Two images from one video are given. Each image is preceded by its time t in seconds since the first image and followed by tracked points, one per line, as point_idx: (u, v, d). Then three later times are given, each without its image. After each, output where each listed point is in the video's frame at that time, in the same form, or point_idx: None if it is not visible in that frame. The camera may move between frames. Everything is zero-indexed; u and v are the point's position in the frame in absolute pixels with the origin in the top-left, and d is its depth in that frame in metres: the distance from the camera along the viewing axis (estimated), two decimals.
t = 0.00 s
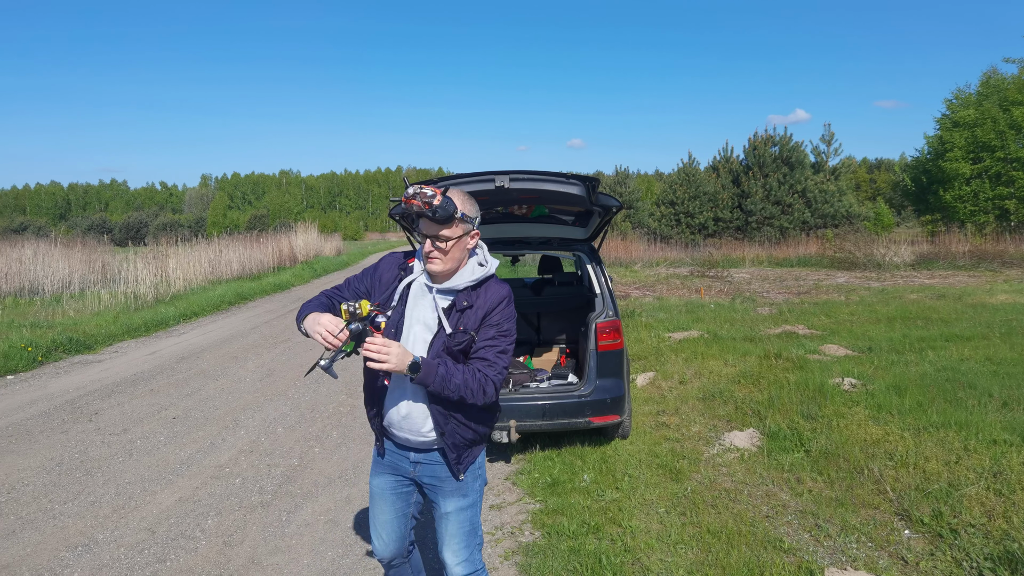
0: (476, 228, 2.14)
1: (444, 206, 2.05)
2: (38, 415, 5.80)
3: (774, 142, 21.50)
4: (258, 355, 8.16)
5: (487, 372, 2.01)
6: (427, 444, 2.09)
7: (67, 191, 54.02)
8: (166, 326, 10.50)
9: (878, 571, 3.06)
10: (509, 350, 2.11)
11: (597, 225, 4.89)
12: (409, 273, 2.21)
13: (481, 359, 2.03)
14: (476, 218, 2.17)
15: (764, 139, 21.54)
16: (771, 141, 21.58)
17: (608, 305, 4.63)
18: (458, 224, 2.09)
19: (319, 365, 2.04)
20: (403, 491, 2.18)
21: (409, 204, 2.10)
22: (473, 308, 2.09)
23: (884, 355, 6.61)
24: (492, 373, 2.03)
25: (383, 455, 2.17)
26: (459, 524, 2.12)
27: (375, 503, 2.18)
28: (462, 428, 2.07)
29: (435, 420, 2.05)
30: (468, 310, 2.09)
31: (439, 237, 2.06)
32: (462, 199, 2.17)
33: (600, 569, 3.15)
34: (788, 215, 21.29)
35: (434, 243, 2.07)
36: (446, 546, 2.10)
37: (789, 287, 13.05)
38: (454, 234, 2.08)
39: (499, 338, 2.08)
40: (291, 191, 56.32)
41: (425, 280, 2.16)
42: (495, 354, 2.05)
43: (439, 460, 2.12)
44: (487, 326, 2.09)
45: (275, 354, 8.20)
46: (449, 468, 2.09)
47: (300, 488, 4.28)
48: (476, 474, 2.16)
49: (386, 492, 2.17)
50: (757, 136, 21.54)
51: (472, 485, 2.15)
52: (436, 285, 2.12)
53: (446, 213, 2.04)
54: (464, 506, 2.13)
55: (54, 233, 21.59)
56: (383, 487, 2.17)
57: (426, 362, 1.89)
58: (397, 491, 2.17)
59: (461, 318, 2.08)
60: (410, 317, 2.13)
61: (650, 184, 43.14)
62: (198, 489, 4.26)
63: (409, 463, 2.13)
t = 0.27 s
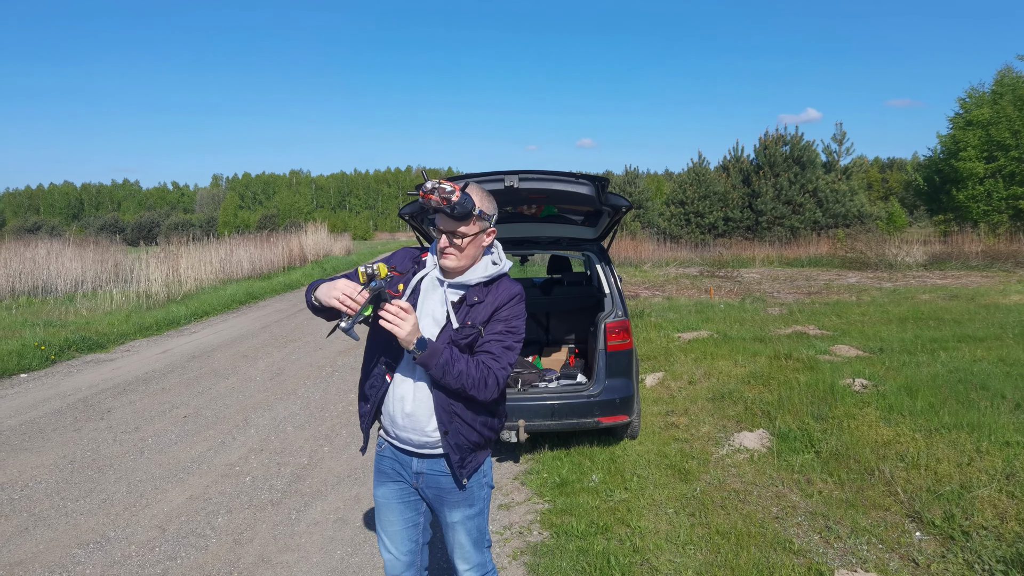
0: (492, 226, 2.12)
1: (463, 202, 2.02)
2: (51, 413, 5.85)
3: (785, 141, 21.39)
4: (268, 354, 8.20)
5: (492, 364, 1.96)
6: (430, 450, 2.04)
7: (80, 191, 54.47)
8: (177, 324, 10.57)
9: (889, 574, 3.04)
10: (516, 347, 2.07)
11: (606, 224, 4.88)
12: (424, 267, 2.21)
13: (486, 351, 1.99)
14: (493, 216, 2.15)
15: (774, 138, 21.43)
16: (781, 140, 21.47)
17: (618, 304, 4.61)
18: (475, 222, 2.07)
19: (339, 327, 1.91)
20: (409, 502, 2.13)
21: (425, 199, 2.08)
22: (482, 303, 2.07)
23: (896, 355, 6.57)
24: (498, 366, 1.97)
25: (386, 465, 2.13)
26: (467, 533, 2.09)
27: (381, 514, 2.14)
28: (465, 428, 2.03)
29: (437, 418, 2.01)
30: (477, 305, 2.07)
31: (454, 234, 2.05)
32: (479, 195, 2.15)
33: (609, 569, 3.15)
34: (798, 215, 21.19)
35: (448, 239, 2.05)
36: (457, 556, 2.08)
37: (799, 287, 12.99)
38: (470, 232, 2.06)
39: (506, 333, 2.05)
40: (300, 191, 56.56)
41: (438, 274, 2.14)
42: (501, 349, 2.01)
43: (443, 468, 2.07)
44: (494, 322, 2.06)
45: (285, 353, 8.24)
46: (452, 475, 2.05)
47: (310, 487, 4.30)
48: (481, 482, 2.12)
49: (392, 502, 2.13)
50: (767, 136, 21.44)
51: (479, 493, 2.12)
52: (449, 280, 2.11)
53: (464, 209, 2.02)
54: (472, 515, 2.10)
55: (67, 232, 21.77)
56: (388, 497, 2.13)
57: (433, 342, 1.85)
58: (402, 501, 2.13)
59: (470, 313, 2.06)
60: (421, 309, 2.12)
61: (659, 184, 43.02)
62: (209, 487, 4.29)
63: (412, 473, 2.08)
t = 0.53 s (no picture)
0: (479, 229, 2.12)
1: (448, 203, 2.03)
2: (53, 413, 5.86)
3: (787, 141, 21.37)
4: (270, 354, 8.21)
5: (474, 365, 1.93)
6: (409, 458, 2.01)
7: (83, 191, 54.51)
8: (179, 324, 10.58)
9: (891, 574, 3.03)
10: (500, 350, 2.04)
11: (608, 224, 4.87)
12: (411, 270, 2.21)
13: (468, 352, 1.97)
14: (480, 218, 2.15)
15: (777, 138, 21.41)
16: (783, 140, 21.44)
17: (619, 304, 4.61)
18: (461, 223, 2.07)
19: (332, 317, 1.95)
20: (389, 516, 2.11)
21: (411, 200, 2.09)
22: (465, 305, 2.06)
23: (898, 356, 6.56)
24: (479, 367, 1.94)
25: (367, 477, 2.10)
26: (445, 549, 2.05)
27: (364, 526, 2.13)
28: (444, 433, 2.00)
29: (416, 422, 1.98)
30: (461, 307, 2.06)
31: (439, 234, 2.04)
32: (466, 198, 2.15)
33: (611, 570, 3.15)
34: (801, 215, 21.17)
35: (434, 240, 2.05)
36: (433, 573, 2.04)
37: (802, 287, 12.98)
38: (456, 233, 2.05)
39: (490, 336, 2.02)
40: (303, 191, 56.58)
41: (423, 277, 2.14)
42: (483, 350, 1.99)
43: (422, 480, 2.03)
44: (478, 323, 2.04)
45: (287, 353, 8.24)
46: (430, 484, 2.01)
47: (312, 487, 4.30)
48: (460, 496, 2.08)
49: (373, 515, 2.11)
50: (770, 136, 21.41)
51: (459, 507, 2.08)
52: (433, 282, 2.11)
53: (449, 210, 2.02)
54: (451, 531, 2.06)
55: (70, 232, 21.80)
56: (370, 511, 2.11)
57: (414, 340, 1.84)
58: (384, 515, 2.11)
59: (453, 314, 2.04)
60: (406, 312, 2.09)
61: (661, 184, 42.99)
62: (211, 487, 4.29)
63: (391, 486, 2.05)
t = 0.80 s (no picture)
0: (480, 227, 2.11)
1: (444, 199, 2.02)
2: (57, 413, 5.87)
3: (790, 141, 21.32)
4: (274, 354, 8.22)
5: (469, 365, 1.90)
6: (401, 460, 2.00)
7: (86, 192, 54.58)
8: (182, 324, 10.60)
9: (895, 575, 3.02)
10: (498, 351, 2.00)
11: (611, 224, 4.86)
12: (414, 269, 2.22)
13: (465, 351, 1.94)
14: (481, 216, 2.14)
15: (780, 138, 21.35)
16: (787, 140, 21.39)
17: (622, 304, 4.61)
18: (459, 220, 2.06)
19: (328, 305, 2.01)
20: (387, 518, 2.11)
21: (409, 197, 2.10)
22: (464, 304, 2.04)
23: (902, 356, 6.55)
24: (475, 367, 1.91)
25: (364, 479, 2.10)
26: (437, 555, 2.03)
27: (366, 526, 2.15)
28: (437, 434, 1.97)
29: (409, 421, 1.96)
30: (460, 306, 2.04)
31: (437, 231, 2.04)
32: (466, 196, 2.14)
33: (614, 570, 3.15)
34: (804, 215, 21.14)
35: (433, 238, 2.05)
36: None
37: (805, 287, 12.96)
38: (453, 230, 2.05)
39: (488, 336, 1.99)
40: (306, 191, 56.59)
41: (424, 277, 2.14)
42: (481, 350, 1.96)
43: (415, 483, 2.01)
44: (477, 323, 2.02)
45: (290, 353, 8.25)
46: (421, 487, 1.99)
47: (315, 487, 4.30)
48: (453, 501, 2.04)
49: (372, 517, 2.12)
50: (773, 136, 21.36)
51: (452, 512, 2.05)
52: (433, 281, 2.11)
53: (446, 206, 2.01)
54: (444, 536, 2.04)
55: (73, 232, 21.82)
56: (370, 513, 2.11)
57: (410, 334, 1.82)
58: (383, 517, 2.11)
59: (452, 312, 2.03)
60: (406, 311, 2.10)
61: (664, 184, 42.95)
62: (214, 486, 4.29)
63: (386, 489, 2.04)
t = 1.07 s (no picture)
0: (504, 227, 2.09)
1: (466, 195, 2.01)
2: (62, 412, 5.90)
3: (794, 141, 21.27)
4: (277, 354, 8.23)
5: (483, 366, 1.86)
6: (412, 465, 1.99)
7: (91, 191, 54.76)
8: (187, 324, 10.62)
9: None
10: (515, 355, 1.95)
11: (614, 225, 4.85)
12: (436, 271, 2.20)
13: (480, 352, 1.91)
14: (506, 216, 2.12)
15: (784, 138, 21.31)
16: (791, 140, 21.35)
17: (625, 305, 4.60)
18: (483, 218, 2.04)
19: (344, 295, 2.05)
20: (402, 524, 2.10)
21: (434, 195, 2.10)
22: (482, 305, 2.02)
23: (906, 356, 6.53)
24: (488, 368, 1.87)
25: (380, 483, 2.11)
26: (450, 565, 2.01)
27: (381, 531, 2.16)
28: (449, 439, 1.93)
29: (421, 424, 1.94)
30: (478, 307, 2.02)
31: (460, 228, 2.03)
32: (490, 194, 2.13)
33: (617, 570, 3.15)
34: (808, 215, 21.09)
35: (455, 235, 2.04)
36: None
37: (809, 287, 12.93)
38: (476, 228, 2.03)
39: (506, 339, 1.95)
40: (309, 191, 56.70)
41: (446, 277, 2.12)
42: (497, 352, 1.92)
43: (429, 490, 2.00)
44: (494, 324, 1.98)
45: (294, 353, 8.27)
46: (431, 496, 1.97)
47: (318, 486, 4.31)
48: (466, 511, 2.00)
49: (386, 523, 2.13)
50: (777, 135, 21.32)
51: (466, 522, 2.01)
52: (455, 281, 2.09)
53: (468, 203, 2.00)
54: (458, 547, 2.01)
55: (78, 233, 21.90)
56: (384, 518, 2.12)
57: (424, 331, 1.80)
58: (399, 524, 2.10)
59: (469, 314, 2.01)
60: (425, 311, 2.05)
61: (668, 184, 42.91)
62: (218, 486, 4.30)
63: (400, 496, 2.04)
